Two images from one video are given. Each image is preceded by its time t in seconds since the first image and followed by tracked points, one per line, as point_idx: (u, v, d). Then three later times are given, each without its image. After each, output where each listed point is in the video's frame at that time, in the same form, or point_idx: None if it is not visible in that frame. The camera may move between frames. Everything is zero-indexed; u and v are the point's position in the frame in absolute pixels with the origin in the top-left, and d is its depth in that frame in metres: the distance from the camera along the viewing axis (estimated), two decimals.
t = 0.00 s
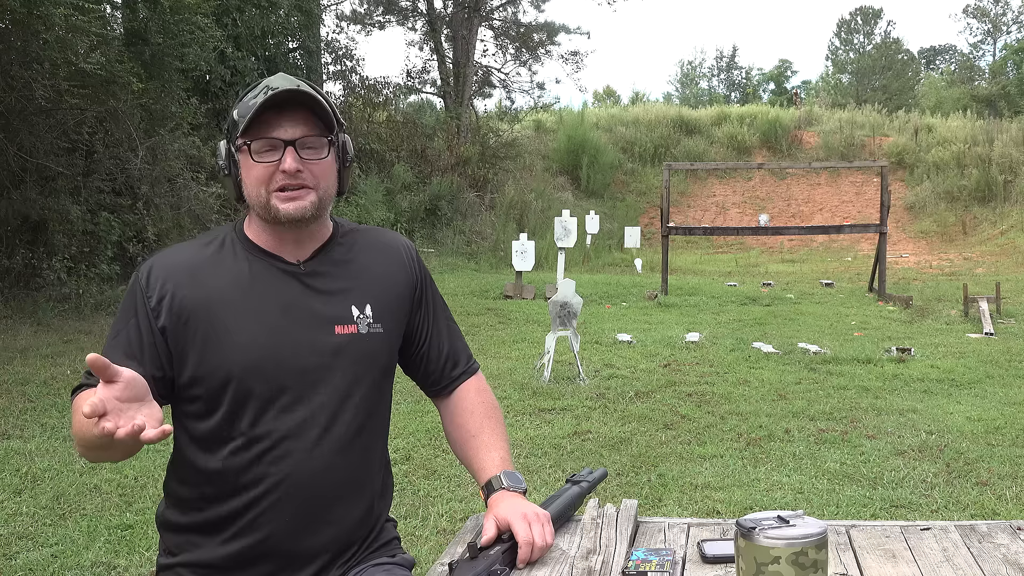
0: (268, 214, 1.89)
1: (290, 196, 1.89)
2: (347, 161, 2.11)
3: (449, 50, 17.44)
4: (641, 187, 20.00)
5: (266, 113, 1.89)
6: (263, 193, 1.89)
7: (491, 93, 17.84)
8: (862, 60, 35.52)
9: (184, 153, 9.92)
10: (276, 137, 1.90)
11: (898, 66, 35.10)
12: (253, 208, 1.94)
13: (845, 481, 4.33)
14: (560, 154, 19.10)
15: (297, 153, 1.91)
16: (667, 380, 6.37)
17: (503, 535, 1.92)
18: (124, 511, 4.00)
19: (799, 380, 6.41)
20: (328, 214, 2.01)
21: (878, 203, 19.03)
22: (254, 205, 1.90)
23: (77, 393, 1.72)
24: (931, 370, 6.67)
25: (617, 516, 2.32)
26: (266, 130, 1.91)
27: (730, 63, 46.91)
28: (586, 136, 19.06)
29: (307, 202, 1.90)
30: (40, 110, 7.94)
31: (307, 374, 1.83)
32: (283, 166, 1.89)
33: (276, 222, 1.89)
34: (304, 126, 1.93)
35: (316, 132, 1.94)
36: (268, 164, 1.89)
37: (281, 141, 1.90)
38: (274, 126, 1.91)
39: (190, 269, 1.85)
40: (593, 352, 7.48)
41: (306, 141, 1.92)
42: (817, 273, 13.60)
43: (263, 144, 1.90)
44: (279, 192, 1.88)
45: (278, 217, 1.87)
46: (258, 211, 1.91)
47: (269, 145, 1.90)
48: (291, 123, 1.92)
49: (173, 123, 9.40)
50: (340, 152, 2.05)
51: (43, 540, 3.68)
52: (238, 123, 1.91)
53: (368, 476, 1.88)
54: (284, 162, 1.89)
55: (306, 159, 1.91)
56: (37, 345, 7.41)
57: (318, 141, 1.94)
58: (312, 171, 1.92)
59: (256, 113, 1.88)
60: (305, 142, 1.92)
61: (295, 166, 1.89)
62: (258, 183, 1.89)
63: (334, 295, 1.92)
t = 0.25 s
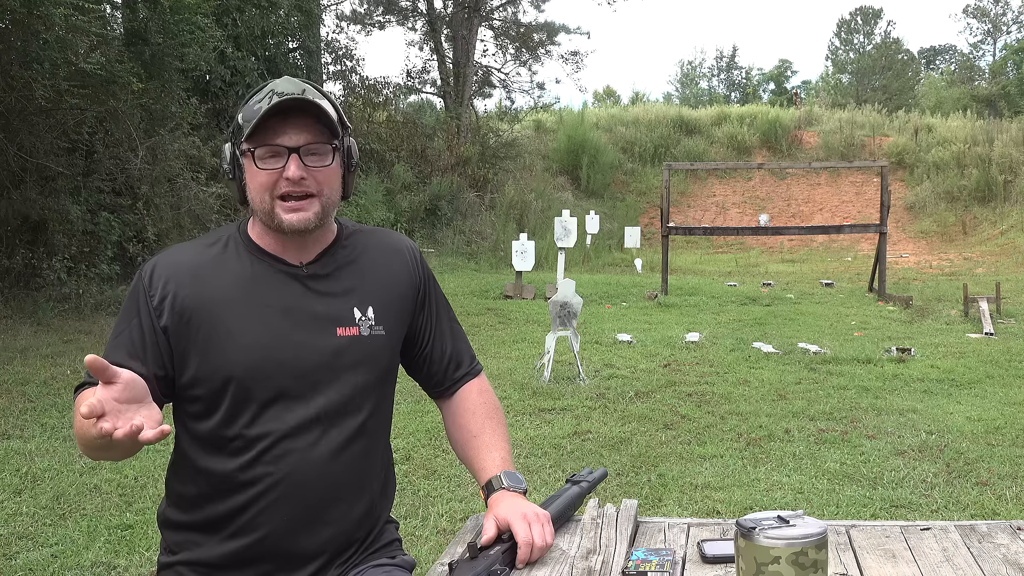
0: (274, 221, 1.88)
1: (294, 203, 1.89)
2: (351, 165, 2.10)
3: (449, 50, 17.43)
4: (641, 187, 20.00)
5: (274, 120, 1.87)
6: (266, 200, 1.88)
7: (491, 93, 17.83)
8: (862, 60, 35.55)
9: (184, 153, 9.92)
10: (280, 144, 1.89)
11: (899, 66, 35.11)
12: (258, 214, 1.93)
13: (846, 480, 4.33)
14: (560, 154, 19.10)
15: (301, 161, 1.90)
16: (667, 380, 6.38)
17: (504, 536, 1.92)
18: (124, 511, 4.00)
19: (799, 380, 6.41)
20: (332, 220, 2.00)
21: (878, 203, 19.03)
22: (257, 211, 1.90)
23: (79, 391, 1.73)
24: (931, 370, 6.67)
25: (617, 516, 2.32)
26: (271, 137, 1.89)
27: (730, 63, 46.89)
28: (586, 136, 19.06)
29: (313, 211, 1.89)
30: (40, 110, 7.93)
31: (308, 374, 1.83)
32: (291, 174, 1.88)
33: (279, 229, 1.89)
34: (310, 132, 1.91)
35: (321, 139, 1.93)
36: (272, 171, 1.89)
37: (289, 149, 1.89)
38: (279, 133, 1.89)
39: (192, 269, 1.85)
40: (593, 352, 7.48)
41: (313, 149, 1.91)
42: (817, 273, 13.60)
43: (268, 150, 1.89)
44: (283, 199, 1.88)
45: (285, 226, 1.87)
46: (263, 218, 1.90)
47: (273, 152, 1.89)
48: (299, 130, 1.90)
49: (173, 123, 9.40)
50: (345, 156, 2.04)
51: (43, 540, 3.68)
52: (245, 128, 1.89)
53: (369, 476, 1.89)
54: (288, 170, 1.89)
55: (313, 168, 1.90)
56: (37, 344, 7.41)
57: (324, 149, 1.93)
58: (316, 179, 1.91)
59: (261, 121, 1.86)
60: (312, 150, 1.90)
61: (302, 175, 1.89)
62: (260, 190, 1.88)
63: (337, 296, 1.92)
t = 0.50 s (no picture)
0: (282, 229, 1.87)
1: (306, 213, 1.87)
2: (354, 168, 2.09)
3: (449, 50, 17.43)
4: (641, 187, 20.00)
5: (284, 129, 1.85)
6: (278, 211, 1.86)
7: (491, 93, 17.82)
8: (862, 60, 35.55)
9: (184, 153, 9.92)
10: (291, 153, 1.88)
11: (899, 66, 35.11)
12: (264, 221, 1.91)
13: (845, 480, 4.33)
14: (560, 154, 19.10)
15: (313, 169, 1.88)
16: (667, 380, 6.38)
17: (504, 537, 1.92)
18: (124, 511, 4.00)
19: (799, 380, 6.41)
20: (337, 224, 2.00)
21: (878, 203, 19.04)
22: (267, 221, 1.88)
23: (80, 393, 1.73)
24: (931, 370, 6.67)
25: (617, 516, 2.32)
26: (280, 146, 1.87)
27: (730, 63, 46.87)
28: (586, 136, 19.06)
29: (323, 218, 1.88)
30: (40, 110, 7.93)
31: (308, 376, 1.83)
32: (301, 183, 1.87)
33: (290, 238, 1.87)
34: (319, 141, 1.90)
35: (330, 147, 1.92)
36: (284, 181, 1.87)
37: (298, 158, 1.87)
38: (289, 141, 1.87)
39: (193, 270, 1.85)
40: (593, 352, 7.48)
41: (322, 157, 1.90)
42: (817, 273, 13.60)
43: (278, 160, 1.87)
44: (296, 209, 1.87)
45: (294, 233, 1.86)
46: (271, 225, 1.89)
47: (284, 161, 1.87)
48: (308, 139, 1.88)
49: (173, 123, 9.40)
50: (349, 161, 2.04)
51: (43, 540, 3.68)
52: (254, 136, 1.87)
53: (369, 478, 1.89)
54: (301, 179, 1.87)
55: (323, 176, 1.89)
56: (37, 344, 7.41)
57: (332, 156, 1.92)
58: (328, 186, 1.90)
59: (272, 131, 1.84)
60: (322, 158, 1.89)
61: (313, 183, 1.87)
62: (273, 200, 1.87)
63: (337, 298, 1.92)
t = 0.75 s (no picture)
0: (275, 223, 1.88)
1: (298, 206, 1.88)
2: (352, 165, 2.10)
3: (449, 50, 17.43)
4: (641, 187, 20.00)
5: (277, 121, 1.85)
6: (271, 203, 1.87)
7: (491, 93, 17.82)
8: (862, 60, 35.56)
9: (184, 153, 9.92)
10: (285, 147, 1.88)
11: (899, 66, 35.11)
12: (259, 215, 1.92)
13: (845, 480, 4.33)
14: (560, 154, 19.10)
15: (307, 164, 1.89)
16: (667, 380, 6.38)
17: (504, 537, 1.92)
18: (124, 511, 4.00)
19: (799, 380, 6.41)
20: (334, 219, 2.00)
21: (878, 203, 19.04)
22: (260, 213, 1.89)
23: (78, 392, 1.73)
24: (931, 370, 6.67)
25: (617, 516, 2.32)
26: (275, 138, 1.88)
27: (730, 63, 46.86)
28: (586, 136, 19.06)
29: (315, 212, 1.88)
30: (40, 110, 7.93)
31: (308, 376, 1.83)
32: (293, 177, 1.87)
33: (282, 231, 1.88)
34: (314, 135, 1.90)
35: (325, 142, 1.92)
36: (277, 174, 1.87)
37: (291, 151, 1.88)
38: (283, 134, 1.88)
39: (192, 268, 1.85)
40: (593, 352, 7.48)
41: (315, 151, 1.90)
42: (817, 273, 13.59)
43: (272, 153, 1.88)
44: (288, 202, 1.87)
45: (286, 228, 1.86)
46: (265, 219, 1.90)
47: (278, 154, 1.88)
48: (302, 132, 1.89)
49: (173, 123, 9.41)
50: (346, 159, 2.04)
51: (43, 540, 3.68)
52: (248, 129, 1.88)
53: (370, 478, 1.89)
54: (293, 172, 1.88)
55: (316, 170, 1.90)
56: (37, 344, 7.41)
57: (327, 151, 1.92)
58: (321, 181, 1.90)
59: (266, 123, 1.85)
60: (315, 153, 1.90)
61: (305, 177, 1.88)
62: (265, 192, 1.87)
63: (338, 296, 1.92)
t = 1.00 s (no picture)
0: (272, 221, 1.88)
1: (295, 205, 1.88)
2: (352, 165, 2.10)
3: (449, 50, 17.42)
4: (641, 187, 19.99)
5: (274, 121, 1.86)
6: (268, 201, 1.88)
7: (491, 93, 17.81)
8: (862, 60, 35.57)
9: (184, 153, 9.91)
10: (283, 146, 1.89)
11: (899, 66, 35.12)
12: (256, 214, 1.93)
13: (845, 480, 4.33)
14: (560, 154, 19.10)
15: (304, 163, 1.90)
16: (667, 380, 6.37)
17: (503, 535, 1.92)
18: (124, 511, 4.00)
19: (799, 380, 6.41)
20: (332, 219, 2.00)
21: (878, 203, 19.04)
22: (258, 211, 1.90)
23: (79, 389, 1.73)
24: (931, 370, 6.67)
25: (617, 516, 2.32)
26: (272, 138, 1.89)
27: (730, 63, 46.85)
28: (586, 136, 19.06)
29: (312, 210, 1.89)
30: (40, 110, 7.93)
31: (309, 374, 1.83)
32: (290, 176, 1.88)
33: (279, 230, 1.88)
34: (312, 134, 1.91)
35: (323, 142, 1.93)
36: (274, 173, 1.88)
37: (288, 151, 1.89)
38: (280, 133, 1.89)
39: (191, 266, 1.85)
40: (592, 352, 7.48)
41: (313, 151, 1.91)
42: (817, 273, 13.59)
43: (269, 152, 1.89)
44: (285, 201, 1.88)
45: (283, 226, 1.87)
46: (262, 217, 1.90)
47: (275, 153, 1.89)
48: (298, 132, 1.90)
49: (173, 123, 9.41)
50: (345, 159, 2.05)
51: (43, 540, 3.68)
52: (245, 127, 1.89)
53: (370, 476, 1.89)
54: (290, 171, 1.89)
55: (313, 169, 1.90)
56: (37, 344, 7.41)
57: (325, 151, 1.93)
58: (318, 181, 1.91)
59: (263, 122, 1.86)
60: (312, 152, 1.90)
61: (302, 175, 1.89)
62: (262, 190, 1.88)
63: (339, 296, 1.92)
